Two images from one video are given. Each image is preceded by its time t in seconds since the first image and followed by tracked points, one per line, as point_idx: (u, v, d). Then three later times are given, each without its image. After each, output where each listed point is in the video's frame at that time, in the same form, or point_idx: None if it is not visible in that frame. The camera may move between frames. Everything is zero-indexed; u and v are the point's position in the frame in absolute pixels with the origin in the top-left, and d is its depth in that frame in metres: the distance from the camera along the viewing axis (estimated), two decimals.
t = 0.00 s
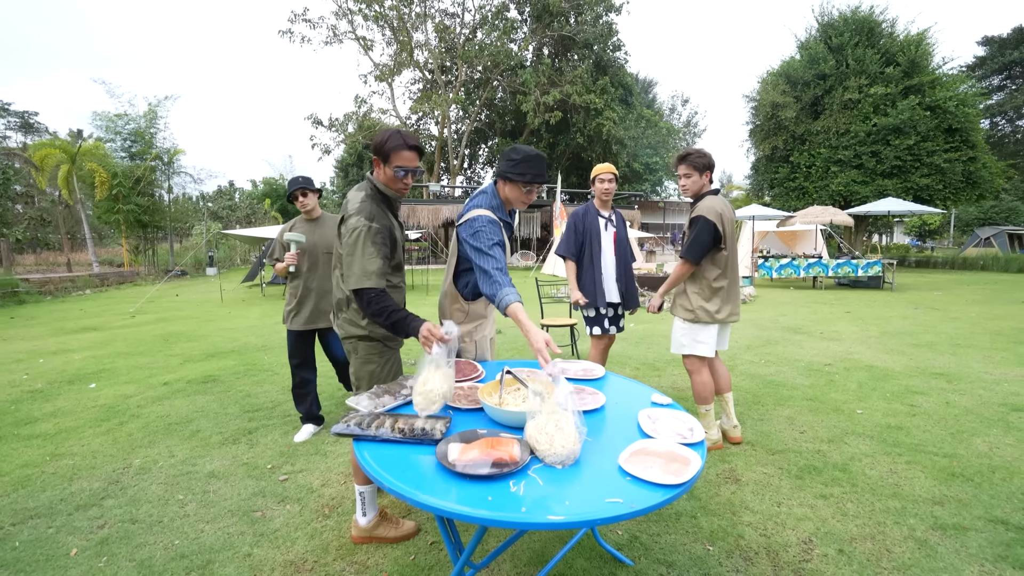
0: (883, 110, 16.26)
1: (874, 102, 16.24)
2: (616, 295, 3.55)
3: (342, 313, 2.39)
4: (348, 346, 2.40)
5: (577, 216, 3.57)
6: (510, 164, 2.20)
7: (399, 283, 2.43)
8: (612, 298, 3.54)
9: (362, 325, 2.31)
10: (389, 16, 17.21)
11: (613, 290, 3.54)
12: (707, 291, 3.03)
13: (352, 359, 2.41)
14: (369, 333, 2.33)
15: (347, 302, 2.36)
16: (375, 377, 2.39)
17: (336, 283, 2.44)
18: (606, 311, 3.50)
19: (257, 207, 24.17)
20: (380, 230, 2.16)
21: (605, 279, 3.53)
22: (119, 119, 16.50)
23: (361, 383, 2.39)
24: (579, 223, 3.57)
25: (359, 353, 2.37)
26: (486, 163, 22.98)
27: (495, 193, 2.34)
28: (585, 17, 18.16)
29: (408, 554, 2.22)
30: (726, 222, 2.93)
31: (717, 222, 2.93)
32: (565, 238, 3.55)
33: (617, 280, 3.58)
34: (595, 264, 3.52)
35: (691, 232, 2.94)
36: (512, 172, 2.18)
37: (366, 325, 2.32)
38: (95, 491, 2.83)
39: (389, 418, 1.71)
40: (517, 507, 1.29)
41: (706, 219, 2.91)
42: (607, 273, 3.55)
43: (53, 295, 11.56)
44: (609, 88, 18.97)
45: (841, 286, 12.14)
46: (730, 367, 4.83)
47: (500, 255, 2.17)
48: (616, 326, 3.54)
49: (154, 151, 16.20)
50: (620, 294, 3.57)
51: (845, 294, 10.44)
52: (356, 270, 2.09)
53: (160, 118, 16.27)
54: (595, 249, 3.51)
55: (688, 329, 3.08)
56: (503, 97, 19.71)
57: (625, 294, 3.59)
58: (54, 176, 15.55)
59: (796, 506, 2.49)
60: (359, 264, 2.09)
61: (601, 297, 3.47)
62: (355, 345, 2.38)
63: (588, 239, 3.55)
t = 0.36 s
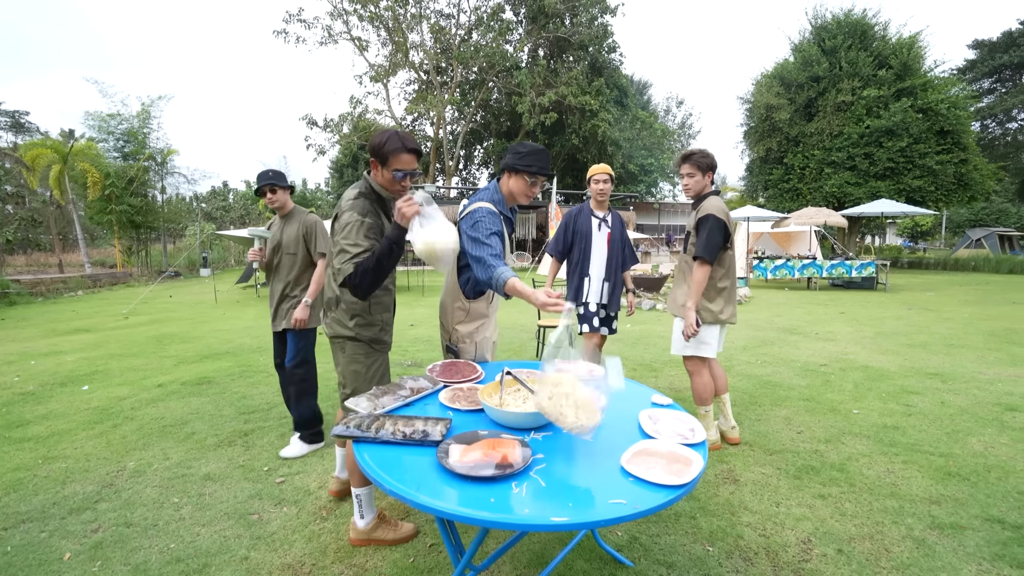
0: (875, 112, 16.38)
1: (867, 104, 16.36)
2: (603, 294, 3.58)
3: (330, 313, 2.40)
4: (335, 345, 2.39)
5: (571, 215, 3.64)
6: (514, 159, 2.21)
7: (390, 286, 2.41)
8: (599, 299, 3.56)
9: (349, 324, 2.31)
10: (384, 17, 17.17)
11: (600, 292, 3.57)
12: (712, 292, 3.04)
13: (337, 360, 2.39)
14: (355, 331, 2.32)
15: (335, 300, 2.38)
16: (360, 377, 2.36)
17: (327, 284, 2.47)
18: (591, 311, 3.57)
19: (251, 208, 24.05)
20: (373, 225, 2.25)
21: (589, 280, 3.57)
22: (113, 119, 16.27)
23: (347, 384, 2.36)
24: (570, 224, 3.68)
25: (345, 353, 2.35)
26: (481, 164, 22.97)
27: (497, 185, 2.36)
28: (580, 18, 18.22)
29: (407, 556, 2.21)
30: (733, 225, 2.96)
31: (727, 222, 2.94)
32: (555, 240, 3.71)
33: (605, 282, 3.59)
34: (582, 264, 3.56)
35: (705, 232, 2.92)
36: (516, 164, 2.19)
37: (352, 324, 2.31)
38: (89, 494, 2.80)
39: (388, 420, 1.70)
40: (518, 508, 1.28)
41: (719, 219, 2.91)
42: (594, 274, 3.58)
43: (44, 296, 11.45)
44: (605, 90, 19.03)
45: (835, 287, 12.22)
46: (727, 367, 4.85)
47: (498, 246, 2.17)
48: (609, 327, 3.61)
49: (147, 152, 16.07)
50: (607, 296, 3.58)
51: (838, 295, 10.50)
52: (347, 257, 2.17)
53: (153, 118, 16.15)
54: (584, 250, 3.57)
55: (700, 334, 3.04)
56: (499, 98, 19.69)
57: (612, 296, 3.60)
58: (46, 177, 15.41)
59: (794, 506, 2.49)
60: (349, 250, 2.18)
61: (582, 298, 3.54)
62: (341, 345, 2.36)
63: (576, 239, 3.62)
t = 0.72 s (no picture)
0: (870, 114, 16.48)
1: (861, 106, 16.46)
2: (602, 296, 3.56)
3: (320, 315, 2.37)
4: (328, 346, 2.36)
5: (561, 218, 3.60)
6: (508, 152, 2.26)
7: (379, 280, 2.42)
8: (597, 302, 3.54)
9: (341, 323, 2.29)
10: (380, 18, 17.18)
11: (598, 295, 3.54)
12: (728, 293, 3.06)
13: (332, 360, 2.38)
14: (348, 328, 2.30)
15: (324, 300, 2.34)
16: (360, 375, 2.35)
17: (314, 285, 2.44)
18: (591, 315, 3.54)
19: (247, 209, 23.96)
20: (356, 222, 2.22)
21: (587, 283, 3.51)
22: (108, 120, 16.23)
23: (346, 384, 2.33)
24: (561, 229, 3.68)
25: (340, 353, 2.33)
26: (478, 166, 22.98)
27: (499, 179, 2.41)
28: (576, 20, 18.27)
29: (407, 558, 2.21)
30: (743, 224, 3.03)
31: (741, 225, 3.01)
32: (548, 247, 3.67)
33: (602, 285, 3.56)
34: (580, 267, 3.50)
35: (727, 232, 2.93)
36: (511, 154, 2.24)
37: (345, 321, 2.30)
38: (85, 496, 2.78)
39: (389, 422, 1.69)
40: (522, 508, 1.28)
41: (737, 220, 2.96)
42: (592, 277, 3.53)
43: (38, 298, 11.39)
44: (601, 91, 19.10)
45: (831, 288, 12.29)
46: (724, 367, 4.87)
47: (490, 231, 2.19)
48: (605, 332, 3.55)
49: (142, 152, 16.00)
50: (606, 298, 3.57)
51: (834, 296, 10.56)
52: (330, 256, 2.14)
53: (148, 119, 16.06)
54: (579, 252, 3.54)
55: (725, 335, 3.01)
56: (495, 100, 19.69)
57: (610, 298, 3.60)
58: (40, 177, 15.33)
59: (793, 506, 2.50)
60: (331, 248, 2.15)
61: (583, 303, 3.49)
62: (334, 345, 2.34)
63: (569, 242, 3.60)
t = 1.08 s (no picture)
0: (866, 116, 16.56)
1: (857, 108, 16.53)
2: (590, 297, 3.48)
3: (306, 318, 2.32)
4: (321, 345, 2.32)
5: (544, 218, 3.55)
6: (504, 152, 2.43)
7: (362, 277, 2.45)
8: (587, 304, 3.48)
9: (332, 322, 2.28)
10: (378, 19, 17.18)
11: (587, 296, 3.47)
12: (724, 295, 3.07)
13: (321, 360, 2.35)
14: (344, 324, 2.30)
15: (316, 301, 2.29)
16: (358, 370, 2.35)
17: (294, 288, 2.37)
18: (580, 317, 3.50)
19: (244, 210, 23.93)
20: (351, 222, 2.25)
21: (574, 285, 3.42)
22: (104, 121, 16.16)
23: (342, 379, 2.32)
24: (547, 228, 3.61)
25: (331, 352, 2.31)
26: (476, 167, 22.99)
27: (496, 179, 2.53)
28: (574, 22, 18.32)
29: (407, 559, 2.20)
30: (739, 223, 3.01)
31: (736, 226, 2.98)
32: (534, 247, 3.59)
33: (590, 285, 3.48)
34: (564, 268, 3.43)
35: (720, 235, 2.91)
36: (508, 154, 2.40)
37: (342, 317, 2.30)
38: (83, 498, 2.76)
39: (389, 423, 1.68)
40: (523, 510, 1.27)
41: (731, 222, 2.93)
42: (579, 277, 3.45)
43: (34, 298, 11.33)
44: (598, 93, 19.16)
45: (828, 289, 12.33)
46: (723, 368, 4.88)
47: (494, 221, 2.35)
48: (601, 335, 3.50)
49: (138, 153, 15.93)
50: (595, 299, 3.49)
51: (831, 297, 10.60)
52: (334, 255, 2.14)
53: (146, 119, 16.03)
54: (562, 253, 3.49)
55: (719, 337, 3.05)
56: (493, 101, 19.68)
57: (600, 299, 3.51)
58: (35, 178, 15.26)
59: (793, 507, 2.50)
60: (333, 247, 2.15)
61: (570, 306, 3.41)
62: (324, 345, 2.32)
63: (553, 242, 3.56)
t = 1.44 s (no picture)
0: (864, 117, 16.60)
1: (856, 109, 16.57)
2: (585, 300, 3.45)
3: (315, 315, 2.28)
4: (333, 342, 2.31)
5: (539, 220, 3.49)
6: (501, 161, 2.70)
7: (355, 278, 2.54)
8: (582, 306, 3.45)
9: (345, 317, 2.32)
10: (377, 21, 17.20)
11: (583, 299, 3.44)
12: (718, 296, 3.05)
13: (328, 357, 2.34)
14: (355, 318, 2.37)
15: (329, 298, 2.29)
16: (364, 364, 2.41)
17: (296, 287, 2.31)
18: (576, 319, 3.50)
19: (243, 211, 23.92)
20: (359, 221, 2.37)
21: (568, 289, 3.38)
22: (104, 122, 16.12)
23: (351, 373, 2.36)
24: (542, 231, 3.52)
25: (341, 347, 2.33)
26: (475, 168, 23.01)
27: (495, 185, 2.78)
28: (572, 23, 18.36)
29: (407, 560, 2.20)
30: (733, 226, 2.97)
31: (727, 226, 2.95)
32: (529, 251, 3.55)
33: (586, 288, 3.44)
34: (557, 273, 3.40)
35: (704, 237, 2.90)
36: (510, 161, 2.67)
37: (354, 313, 2.38)
38: (81, 500, 2.75)
39: (391, 423, 1.68)
40: (523, 510, 1.28)
41: (718, 222, 2.90)
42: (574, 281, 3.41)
43: (32, 300, 11.29)
44: (597, 95, 19.20)
45: (827, 290, 12.34)
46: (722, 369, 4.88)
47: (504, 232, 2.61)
48: (597, 336, 3.52)
49: (137, 154, 15.91)
50: (590, 302, 3.47)
51: (830, 298, 10.62)
52: (358, 249, 2.26)
53: (145, 121, 16.03)
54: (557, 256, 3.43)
55: (708, 337, 3.08)
56: (492, 102, 19.70)
57: (595, 300, 3.49)
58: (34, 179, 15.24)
59: (793, 507, 2.51)
60: (354, 243, 2.27)
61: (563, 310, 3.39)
62: (332, 341, 2.32)
63: (547, 244, 3.52)
